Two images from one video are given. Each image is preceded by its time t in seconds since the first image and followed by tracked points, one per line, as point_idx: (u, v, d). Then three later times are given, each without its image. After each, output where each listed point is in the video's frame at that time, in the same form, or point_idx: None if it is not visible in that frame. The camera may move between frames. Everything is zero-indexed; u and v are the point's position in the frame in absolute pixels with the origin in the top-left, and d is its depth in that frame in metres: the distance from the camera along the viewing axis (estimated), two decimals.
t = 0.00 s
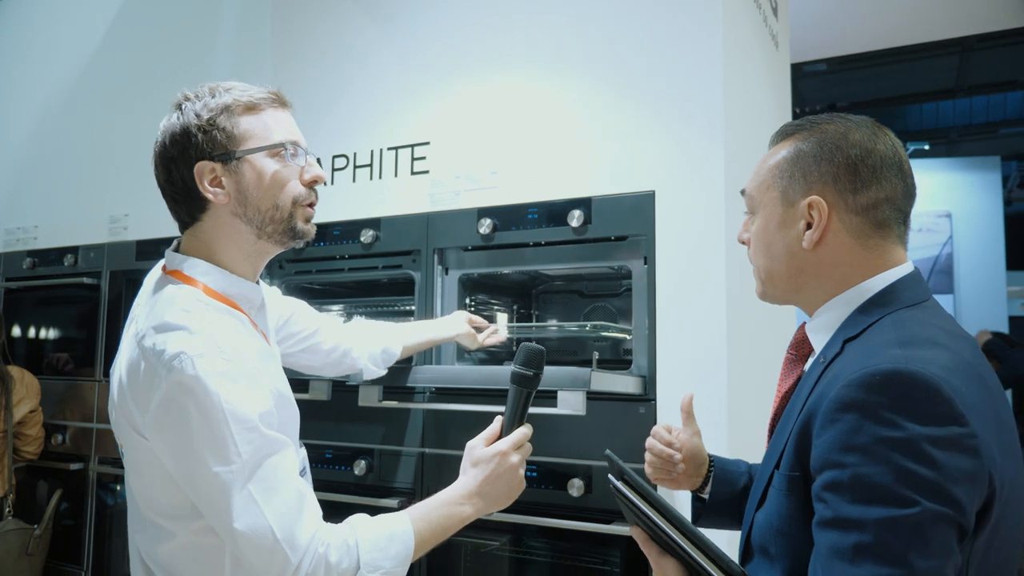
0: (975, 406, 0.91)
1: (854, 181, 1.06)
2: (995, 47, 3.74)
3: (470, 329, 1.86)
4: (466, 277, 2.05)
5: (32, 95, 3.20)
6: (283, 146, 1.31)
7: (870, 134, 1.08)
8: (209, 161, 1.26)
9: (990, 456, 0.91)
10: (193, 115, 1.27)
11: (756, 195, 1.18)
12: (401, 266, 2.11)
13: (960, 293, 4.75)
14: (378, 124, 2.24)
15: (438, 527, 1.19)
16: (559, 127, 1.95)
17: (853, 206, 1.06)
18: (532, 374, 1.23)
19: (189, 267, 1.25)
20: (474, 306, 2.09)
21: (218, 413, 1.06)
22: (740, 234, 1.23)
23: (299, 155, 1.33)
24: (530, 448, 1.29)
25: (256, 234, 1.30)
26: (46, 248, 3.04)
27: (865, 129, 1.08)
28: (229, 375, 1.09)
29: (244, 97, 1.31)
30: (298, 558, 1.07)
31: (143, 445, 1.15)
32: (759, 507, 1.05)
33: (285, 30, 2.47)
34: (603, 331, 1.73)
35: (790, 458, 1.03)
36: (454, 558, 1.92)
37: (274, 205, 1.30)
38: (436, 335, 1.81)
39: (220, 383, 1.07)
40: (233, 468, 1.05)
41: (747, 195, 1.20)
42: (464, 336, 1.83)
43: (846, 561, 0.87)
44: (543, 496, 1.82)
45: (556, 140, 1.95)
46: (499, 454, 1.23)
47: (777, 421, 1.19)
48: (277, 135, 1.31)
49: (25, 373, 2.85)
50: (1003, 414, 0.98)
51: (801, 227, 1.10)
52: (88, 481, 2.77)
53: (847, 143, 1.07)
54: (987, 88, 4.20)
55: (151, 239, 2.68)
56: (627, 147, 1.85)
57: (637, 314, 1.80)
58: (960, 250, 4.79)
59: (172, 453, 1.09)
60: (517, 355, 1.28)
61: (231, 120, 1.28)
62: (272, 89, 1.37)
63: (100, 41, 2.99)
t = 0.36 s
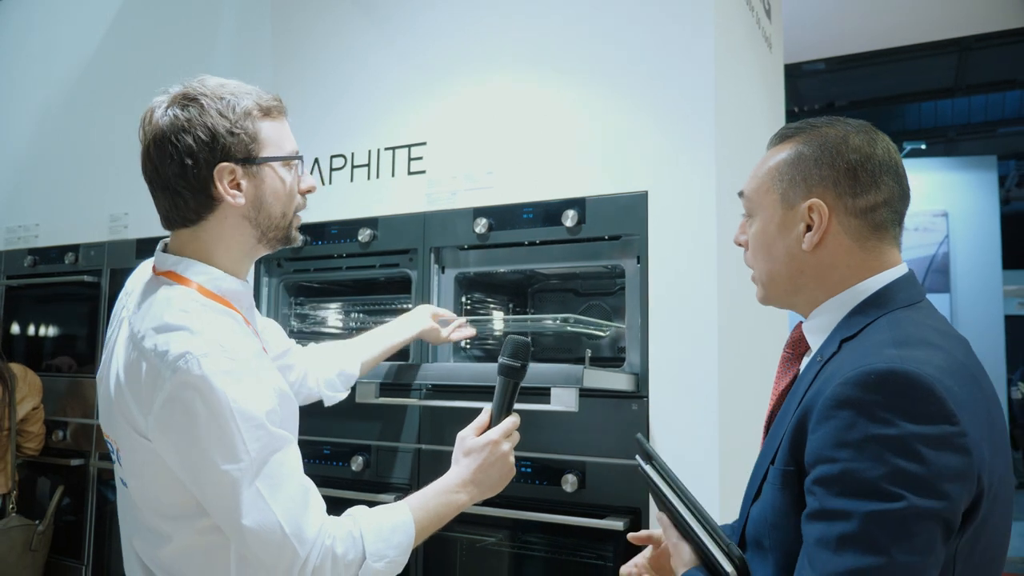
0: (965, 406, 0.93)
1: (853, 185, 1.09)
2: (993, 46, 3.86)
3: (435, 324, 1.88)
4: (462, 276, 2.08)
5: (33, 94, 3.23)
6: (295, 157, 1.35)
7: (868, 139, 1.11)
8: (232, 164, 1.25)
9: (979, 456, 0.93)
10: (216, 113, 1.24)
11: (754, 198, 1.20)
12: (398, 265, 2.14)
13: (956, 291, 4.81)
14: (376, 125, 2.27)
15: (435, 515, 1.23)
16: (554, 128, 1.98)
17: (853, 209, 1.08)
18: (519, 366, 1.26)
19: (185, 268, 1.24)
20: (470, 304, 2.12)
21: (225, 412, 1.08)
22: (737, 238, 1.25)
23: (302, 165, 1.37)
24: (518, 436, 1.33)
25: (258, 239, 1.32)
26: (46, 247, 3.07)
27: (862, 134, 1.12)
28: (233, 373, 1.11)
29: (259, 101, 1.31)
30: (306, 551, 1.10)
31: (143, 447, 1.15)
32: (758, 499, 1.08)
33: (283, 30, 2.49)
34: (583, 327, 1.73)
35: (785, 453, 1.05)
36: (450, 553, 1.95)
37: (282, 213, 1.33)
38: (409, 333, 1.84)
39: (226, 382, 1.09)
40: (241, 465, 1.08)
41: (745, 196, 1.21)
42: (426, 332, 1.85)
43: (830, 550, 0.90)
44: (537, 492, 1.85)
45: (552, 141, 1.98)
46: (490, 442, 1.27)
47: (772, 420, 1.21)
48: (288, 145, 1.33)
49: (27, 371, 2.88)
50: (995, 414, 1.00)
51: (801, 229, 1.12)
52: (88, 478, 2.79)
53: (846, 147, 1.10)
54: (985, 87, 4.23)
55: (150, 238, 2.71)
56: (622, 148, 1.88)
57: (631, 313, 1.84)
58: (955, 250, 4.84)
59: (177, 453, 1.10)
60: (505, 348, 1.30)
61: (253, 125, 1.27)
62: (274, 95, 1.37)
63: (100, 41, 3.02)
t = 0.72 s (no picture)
0: (953, 408, 0.94)
1: (844, 191, 1.10)
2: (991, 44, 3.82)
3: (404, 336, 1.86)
4: (460, 276, 2.10)
5: (33, 93, 3.24)
6: (279, 160, 1.35)
7: (859, 147, 1.13)
8: (216, 164, 1.25)
9: (963, 458, 0.94)
10: (202, 114, 1.24)
11: (750, 207, 1.22)
12: (396, 265, 2.16)
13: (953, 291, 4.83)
14: (374, 125, 2.28)
15: (423, 509, 1.24)
16: (552, 129, 1.99)
17: (844, 214, 1.10)
18: (503, 361, 1.29)
19: (172, 267, 1.25)
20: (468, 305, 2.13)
21: (211, 409, 1.08)
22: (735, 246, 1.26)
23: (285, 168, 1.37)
24: (503, 431, 1.34)
25: (241, 240, 1.32)
26: (46, 246, 3.08)
27: (851, 141, 1.13)
28: (220, 371, 1.12)
29: (246, 104, 1.32)
30: (295, 547, 1.11)
31: (132, 445, 1.16)
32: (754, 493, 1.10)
33: (283, 31, 2.50)
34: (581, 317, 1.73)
35: (777, 450, 1.07)
36: (448, 551, 1.96)
37: (265, 215, 1.34)
38: (383, 347, 1.82)
39: (212, 379, 1.10)
40: (228, 461, 1.08)
41: (740, 205, 1.23)
42: (398, 344, 1.84)
43: (814, 543, 0.92)
44: (533, 490, 1.87)
45: (549, 142, 1.99)
46: (477, 438, 1.29)
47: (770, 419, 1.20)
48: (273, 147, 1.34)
49: (27, 371, 2.90)
50: (983, 417, 1.01)
51: (794, 235, 1.14)
52: (88, 477, 2.80)
53: (835, 153, 1.12)
54: (982, 86, 4.26)
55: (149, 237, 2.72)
56: (619, 150, 1.89)
57: (627, 315, 1.84)
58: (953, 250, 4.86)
59: (165, 451, 1.11)
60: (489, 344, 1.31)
61: (239, 127, 1.28)
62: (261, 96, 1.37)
63: (101, 41, 3.03)
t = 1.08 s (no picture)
0: (963, 405, 0.95)
1: (873, 195, 1.11)
2: (990, 45, 3.83)
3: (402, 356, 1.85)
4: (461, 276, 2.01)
5: (34, 93, 3.25)
6: (267, 160, 1.35)
7: (883, 153, 1.14)
8: (201, 163, 1.25)
9: (972, 453, 0.95)
10: (187, 113, 1.25)
11: (770, 204, 1.19)
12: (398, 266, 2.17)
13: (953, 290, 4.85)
14: (376, 126, 2.28)
15: (419, 505, 1.24)
16: (553, 130, 2.00)
17: (872, 218, 1.10)
18: (495, 354, 1.34)
19: (156, 268, 1.26)
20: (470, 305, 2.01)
21: (200, 405, 1.08)
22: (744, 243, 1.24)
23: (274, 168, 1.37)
24: (498, 425, 1.34)
25: (228, 240, 1.32)
26: (47, 246, 3.08)
27: (878, 147, 1.14)
28: (207, 366, 1.11)
29: (233, 103, 1.32)
30: (291, 542, 1.11)
31: (123, 446, 1.16)
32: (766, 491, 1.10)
33: (284, 31, 2.51)
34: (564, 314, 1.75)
35: (790, 447, 1.07)
36: (450, 551, 1.97)
37: (253, 215, 1.34)
38: (390, 378, 1.80)
39: (199, 375, 1.10)
40: (220, 457, 1.08)
41: (759, 203, 1.20)
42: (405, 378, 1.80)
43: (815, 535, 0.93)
44: (535, 490, 1.88)
45: (551, 143, 2.00)
46: (471, 432, 1.29)
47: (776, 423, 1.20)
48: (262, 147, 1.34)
49: (30, 371, 2.90)
50: (989, 413, 1.02)
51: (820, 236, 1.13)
52: (89, 477, 2.81)
53: (866, 158, 1.12)
54: (982, 86, 4.28)
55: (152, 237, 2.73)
56: (620, 150, 1.90)
57: (630, 316, 1.83)
58: (953, 250, 4.89)
59: (156, 450, 1.12)
60: (479, 338, 1.38)
61: (225, 126, 1.28)
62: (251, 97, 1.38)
63: (102, 42, 3.03)
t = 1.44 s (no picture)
0: (1000, 388, 1.01)
1: (903, 202, 1.16)
2: (990, 45, 3.84)
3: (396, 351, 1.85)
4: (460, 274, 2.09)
5: (33, 92, 3.24)
6: (254, 152, 1.33)
7: (908, 164, 1.20)
8: (181, 160, 1.26)
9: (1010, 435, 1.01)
10: (167, 111, 1.26)
11: (803, 205, 1.20)
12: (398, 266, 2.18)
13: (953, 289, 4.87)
14: (375, 125, 2.28)
15: (417, 501, 1.24)
16: (553, 129, 2.00)
17: (902, 224, 1.15)
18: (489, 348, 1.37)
19: (149, 266, 1.26)
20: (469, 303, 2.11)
21: (194, 401, 1.09)
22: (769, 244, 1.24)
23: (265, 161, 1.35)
24: (494, 420, 1.35)
25: (219, 235, 1.31)
26: (47, 245, 3.08)
27: (900, 158, 1.20)
28: (202, 363, 1.12)
29: (216, 99, 1.31)
30: (287, 538, 1.11)
31: (119, 444, 1.17)
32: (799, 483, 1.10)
33: (284, 31, 2.51)
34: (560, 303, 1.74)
35: (829, 436, 1.08)
36: (449, 550, 1.97)
37: (241, 208, 1.32)
38: (382, 376, 1.80)
39: (192, 372, 1.10)
40: (215, 453, 1.08)
41: (791, 203, 1.20)
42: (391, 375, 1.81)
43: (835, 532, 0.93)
44: (534, 490, 1.88)
45: (550, 142, 2.00)
46: (467, 427, 1.29)
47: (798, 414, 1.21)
48: (248, 140, 1.33)
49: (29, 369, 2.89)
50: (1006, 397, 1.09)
51: (856, 238, 1.15)
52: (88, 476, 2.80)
53: (895, 168, 1.17)
54: (983, 85, 4.30)
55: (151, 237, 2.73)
56: (619, 150, 1.90)
57: (629, 315, 1.84)
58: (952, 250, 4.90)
59: (151, 448, 1.12)
60: (473, 334, 1.39)
61: (206, 122, 1.28)
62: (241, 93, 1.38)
63: (101, 41, 3.03)
